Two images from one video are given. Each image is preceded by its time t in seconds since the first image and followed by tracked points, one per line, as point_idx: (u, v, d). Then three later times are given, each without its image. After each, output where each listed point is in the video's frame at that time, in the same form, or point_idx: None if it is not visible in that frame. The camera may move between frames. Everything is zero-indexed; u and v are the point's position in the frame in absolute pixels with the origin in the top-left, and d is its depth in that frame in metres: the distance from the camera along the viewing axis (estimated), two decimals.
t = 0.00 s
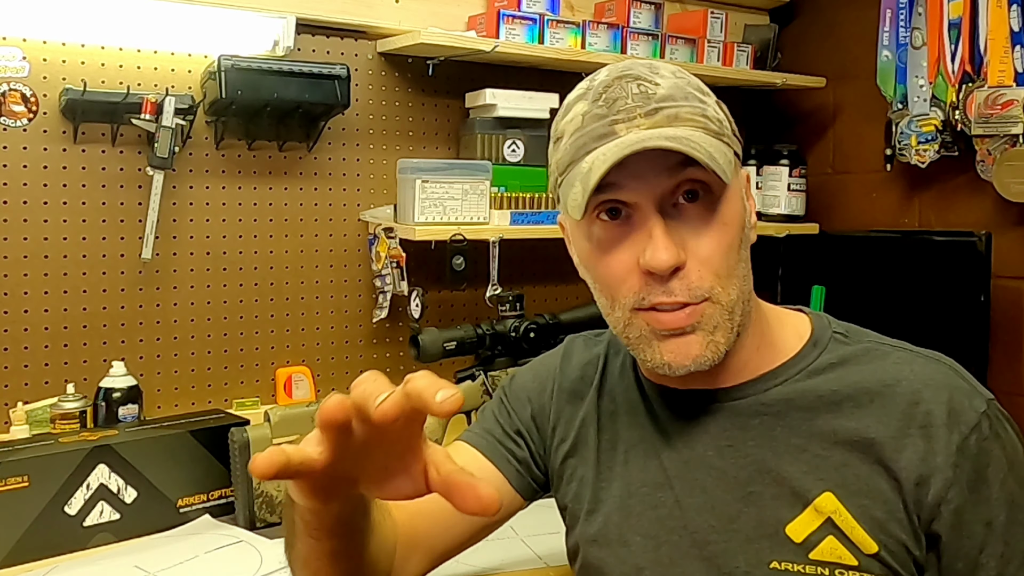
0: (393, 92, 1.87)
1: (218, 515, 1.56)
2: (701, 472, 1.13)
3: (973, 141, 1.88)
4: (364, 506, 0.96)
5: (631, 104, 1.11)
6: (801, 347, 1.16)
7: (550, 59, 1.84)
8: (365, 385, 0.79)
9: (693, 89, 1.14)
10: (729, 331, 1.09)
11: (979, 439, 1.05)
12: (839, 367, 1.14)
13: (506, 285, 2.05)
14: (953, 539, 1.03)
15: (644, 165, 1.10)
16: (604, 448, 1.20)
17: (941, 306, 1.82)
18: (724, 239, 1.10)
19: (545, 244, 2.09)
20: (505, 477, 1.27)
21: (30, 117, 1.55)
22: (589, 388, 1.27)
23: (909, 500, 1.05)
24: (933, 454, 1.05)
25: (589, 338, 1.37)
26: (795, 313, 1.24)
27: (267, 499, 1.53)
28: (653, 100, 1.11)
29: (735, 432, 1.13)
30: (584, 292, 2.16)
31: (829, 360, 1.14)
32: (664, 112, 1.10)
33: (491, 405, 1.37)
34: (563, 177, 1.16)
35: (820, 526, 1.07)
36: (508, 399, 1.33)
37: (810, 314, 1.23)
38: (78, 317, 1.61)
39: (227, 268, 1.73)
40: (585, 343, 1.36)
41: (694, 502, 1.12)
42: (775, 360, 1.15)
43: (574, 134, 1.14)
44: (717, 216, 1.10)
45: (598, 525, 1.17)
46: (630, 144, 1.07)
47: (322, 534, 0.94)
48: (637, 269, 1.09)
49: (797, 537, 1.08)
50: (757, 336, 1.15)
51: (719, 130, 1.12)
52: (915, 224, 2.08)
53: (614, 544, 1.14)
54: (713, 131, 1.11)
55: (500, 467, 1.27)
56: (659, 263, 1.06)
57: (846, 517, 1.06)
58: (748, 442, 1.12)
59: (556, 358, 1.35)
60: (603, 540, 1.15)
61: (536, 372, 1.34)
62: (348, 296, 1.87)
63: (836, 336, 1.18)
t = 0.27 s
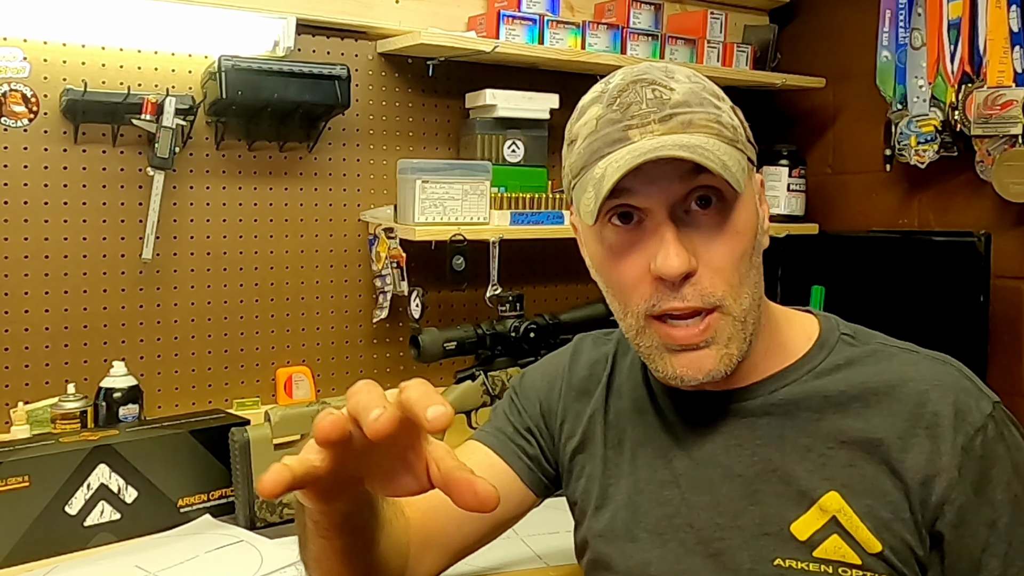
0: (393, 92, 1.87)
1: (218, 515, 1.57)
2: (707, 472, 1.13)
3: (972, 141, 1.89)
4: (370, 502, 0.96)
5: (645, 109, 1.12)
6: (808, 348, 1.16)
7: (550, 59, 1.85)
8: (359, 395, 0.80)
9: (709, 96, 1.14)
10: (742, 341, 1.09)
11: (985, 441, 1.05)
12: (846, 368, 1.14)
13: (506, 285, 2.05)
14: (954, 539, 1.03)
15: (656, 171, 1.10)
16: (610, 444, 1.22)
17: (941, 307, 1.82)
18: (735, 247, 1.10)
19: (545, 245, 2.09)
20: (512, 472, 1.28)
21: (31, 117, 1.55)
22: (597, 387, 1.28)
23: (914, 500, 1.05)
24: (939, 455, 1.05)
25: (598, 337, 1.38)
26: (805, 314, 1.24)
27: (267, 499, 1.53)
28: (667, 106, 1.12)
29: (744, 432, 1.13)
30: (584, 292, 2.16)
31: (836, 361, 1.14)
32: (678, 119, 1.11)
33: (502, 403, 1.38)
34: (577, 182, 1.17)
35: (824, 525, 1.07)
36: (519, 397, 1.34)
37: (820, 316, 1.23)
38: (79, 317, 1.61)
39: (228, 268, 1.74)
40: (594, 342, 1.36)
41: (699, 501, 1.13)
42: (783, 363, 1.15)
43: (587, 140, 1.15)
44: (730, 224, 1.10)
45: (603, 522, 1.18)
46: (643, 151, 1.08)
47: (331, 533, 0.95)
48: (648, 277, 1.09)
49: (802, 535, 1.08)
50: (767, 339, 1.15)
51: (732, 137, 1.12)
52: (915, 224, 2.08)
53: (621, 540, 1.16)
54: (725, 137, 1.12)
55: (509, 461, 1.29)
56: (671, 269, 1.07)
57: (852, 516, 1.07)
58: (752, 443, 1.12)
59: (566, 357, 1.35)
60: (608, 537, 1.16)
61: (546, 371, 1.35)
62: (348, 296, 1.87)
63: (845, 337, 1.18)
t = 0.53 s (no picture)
0: (393, 93, 1.87)
1: (218, 515, 1.57)
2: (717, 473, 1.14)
3: (971, 142, 1.89)
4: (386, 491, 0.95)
5: (711, 81, 1.13)
6: (827, 348, 1.16)
7: (550, 60, 1.85)
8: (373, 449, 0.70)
9: (783, 85, 1.14)
10: (752, 329, 1.10)
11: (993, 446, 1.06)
12: (866, 369, 1.14)
13: (506, 285, 2.05)
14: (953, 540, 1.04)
15: (704, 141, 1.12)
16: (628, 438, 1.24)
17: (940, 307, 1.82)
18: (767, 232, 1.10)
19: (545, 245, 2.10)
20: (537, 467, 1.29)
21: (32, 118, 1.55)
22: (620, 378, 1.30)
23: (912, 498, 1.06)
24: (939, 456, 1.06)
25: (623, 326, 1.39)
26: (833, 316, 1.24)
27: (268, 499, 1.53)
28: (733, 82, 1.13)
29: (755, 426, 1.15)
30: (584, 292, 2.16)
31: (857, 361, 1.15)
32: (739, 94, 1.11)
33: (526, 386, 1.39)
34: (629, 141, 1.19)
35: (831, 527, 1.08)
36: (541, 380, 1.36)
37: (845, 318, 1.22)
38: (80, 317, 1.62)
39: (228, 268, 1.74)
40: (619, 331, 1.38)
41: (706, 499, 1.14)
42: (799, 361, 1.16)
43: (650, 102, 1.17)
44: (766, 210, 1.11)
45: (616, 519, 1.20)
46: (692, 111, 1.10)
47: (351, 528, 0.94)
48: (671, 240, 1.12)
49: (807, 537, 1.08)
50: (792, 338, 1.16)
51: (795, 129, 1.12)
52: (914, 224, 2.08)
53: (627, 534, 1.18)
54: (788, 127, 1.11)
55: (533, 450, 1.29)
56: (692, 234, 1.09)
57: (858, 519, 1.07)
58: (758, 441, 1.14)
59: (589, 345, 1.37)
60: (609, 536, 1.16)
61: (570, 357, 1.36)
62: (349, 296, 1.88)
63: (865, 338, 1.18)
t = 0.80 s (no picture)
0: (393, 93, 1.87)
1: (218, 515, 1.57)
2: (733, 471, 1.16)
3: (971, 142, 1.89)
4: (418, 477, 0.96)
5: (781, 65, 1.15)
6: (879, 353, 1.17)
7: (551, 60, 1.85)
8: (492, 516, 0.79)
9: (852, 80, 1.16)
10: (797, 313, 1.10)
11: None
12: (916, 374, 1.15)
13: (506, 285, 2.05)
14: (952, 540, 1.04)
15: (766, 121, 1.13)
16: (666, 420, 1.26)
17: (940, 307, 1.83)
18: (820, 218, 1.10)
19: (545, 245, 2.10)
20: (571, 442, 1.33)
21: (33, 118, 1.56)
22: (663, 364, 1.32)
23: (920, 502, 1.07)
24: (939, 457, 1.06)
25: (675, 316, 1.42)
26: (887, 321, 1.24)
27: (268, 498, 1.54)
28: (802, 68, 1.14)
29: (796, 424, 1.15)
30: (583, 292, 2.17)
31: (906, 367, 1.15)
32: (806, 79, 1.13)
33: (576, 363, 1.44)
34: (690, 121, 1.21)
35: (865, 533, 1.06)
36: (587, 362, 1.41)
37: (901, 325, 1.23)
38: (81, 317, 1.62)
39: (228, 268, 1.74)
40: (668, 321, 1.40)
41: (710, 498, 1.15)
42: (852, 360, 1.16)
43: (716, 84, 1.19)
44: (823, 196, 1.11)
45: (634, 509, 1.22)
46: (759, 88, 1.12)
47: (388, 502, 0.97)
48: (723, 216, 1.12)
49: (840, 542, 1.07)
50: (845, 334, 1.17)
51: (859, 122, 1.12)
52: (914, 224, 2.09)
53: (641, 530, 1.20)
54: (853, 118, 1.12)
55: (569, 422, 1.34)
56: (744, 211, 1.09)
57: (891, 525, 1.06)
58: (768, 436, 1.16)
59: (638, 331, 1.40)
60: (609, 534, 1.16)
61: (618, 341, 1.40)
62: (349, 296, 1.88)
63: (920, 346, 1.18)
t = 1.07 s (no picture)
0: (393, 93, 1.87)
1: (218, 515, 1.57)
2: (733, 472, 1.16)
3: (970, 142, 1.89)
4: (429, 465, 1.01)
5: (795, 63, 1.14)
6: (884, 356, 1.16)
7: (551, 60, 1.85)
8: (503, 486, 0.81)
9: (864, 77, 1.15)
10: (813, 313, 1.11)
11: None
12: (925, 377, 1.14)
13: (506, 285, 2.06)
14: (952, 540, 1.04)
15: (784, 121, 1.13)
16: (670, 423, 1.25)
17: (939, 307, 1.83)
18: (838, 217, 1.11)
19: (545, 245, 2.10)
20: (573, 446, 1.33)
21: (33, 119, 1.56)
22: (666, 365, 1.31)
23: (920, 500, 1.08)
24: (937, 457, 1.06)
25: (677, 317, 1.40)
26: (892, 322, 1.24)
27: (268, 498, 1.54)
28: (817, 65, 1.14)
29: (805, 428, 1.15)
30: (584, 292, 2.17)
31: (915, 371, 1.15)
32: (822, 77, 1.12)
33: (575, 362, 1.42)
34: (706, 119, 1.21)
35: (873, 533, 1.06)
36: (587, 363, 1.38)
37: (906, 326, 1.22)
38: (82, 317, 1.62)
39: (228, 269, 1.74)
40: (671, 321, 1.38)
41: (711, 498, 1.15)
42: (859, 361, 1.16)
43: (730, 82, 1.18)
44: (840, 195, 1.12)
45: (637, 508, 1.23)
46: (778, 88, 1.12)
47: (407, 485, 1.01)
48: (744, 216, 1.12)
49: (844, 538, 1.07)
50: (853, 335, 1.17)
51: (873, 120, 1.13)
52: (913, 225, 2.09)
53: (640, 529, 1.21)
54: (869, 116, 1.12)
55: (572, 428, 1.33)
56: (765, 211, 1.10)
57: (900, 528, 1.06)
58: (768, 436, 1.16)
59: (639, 332, 1.38)
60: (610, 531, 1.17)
61: (619, 341, 1.38)
62: (349, 296, 1.88)
63: (927, 348, 1.18)
